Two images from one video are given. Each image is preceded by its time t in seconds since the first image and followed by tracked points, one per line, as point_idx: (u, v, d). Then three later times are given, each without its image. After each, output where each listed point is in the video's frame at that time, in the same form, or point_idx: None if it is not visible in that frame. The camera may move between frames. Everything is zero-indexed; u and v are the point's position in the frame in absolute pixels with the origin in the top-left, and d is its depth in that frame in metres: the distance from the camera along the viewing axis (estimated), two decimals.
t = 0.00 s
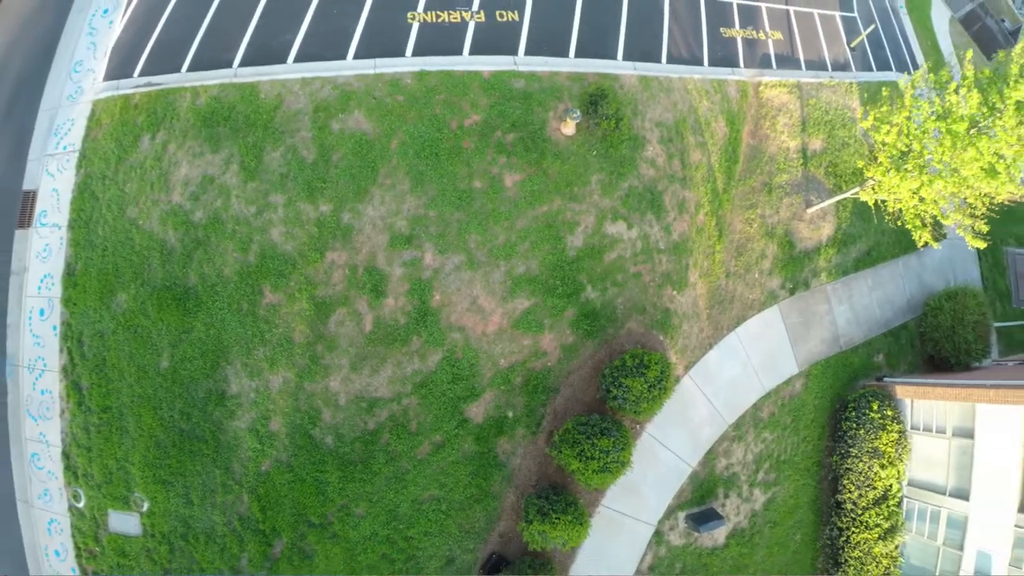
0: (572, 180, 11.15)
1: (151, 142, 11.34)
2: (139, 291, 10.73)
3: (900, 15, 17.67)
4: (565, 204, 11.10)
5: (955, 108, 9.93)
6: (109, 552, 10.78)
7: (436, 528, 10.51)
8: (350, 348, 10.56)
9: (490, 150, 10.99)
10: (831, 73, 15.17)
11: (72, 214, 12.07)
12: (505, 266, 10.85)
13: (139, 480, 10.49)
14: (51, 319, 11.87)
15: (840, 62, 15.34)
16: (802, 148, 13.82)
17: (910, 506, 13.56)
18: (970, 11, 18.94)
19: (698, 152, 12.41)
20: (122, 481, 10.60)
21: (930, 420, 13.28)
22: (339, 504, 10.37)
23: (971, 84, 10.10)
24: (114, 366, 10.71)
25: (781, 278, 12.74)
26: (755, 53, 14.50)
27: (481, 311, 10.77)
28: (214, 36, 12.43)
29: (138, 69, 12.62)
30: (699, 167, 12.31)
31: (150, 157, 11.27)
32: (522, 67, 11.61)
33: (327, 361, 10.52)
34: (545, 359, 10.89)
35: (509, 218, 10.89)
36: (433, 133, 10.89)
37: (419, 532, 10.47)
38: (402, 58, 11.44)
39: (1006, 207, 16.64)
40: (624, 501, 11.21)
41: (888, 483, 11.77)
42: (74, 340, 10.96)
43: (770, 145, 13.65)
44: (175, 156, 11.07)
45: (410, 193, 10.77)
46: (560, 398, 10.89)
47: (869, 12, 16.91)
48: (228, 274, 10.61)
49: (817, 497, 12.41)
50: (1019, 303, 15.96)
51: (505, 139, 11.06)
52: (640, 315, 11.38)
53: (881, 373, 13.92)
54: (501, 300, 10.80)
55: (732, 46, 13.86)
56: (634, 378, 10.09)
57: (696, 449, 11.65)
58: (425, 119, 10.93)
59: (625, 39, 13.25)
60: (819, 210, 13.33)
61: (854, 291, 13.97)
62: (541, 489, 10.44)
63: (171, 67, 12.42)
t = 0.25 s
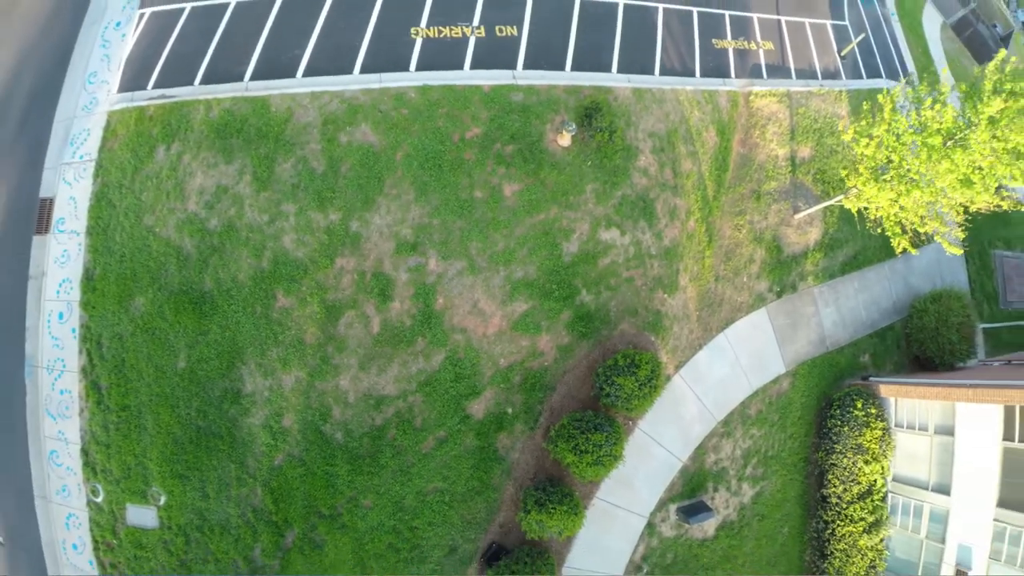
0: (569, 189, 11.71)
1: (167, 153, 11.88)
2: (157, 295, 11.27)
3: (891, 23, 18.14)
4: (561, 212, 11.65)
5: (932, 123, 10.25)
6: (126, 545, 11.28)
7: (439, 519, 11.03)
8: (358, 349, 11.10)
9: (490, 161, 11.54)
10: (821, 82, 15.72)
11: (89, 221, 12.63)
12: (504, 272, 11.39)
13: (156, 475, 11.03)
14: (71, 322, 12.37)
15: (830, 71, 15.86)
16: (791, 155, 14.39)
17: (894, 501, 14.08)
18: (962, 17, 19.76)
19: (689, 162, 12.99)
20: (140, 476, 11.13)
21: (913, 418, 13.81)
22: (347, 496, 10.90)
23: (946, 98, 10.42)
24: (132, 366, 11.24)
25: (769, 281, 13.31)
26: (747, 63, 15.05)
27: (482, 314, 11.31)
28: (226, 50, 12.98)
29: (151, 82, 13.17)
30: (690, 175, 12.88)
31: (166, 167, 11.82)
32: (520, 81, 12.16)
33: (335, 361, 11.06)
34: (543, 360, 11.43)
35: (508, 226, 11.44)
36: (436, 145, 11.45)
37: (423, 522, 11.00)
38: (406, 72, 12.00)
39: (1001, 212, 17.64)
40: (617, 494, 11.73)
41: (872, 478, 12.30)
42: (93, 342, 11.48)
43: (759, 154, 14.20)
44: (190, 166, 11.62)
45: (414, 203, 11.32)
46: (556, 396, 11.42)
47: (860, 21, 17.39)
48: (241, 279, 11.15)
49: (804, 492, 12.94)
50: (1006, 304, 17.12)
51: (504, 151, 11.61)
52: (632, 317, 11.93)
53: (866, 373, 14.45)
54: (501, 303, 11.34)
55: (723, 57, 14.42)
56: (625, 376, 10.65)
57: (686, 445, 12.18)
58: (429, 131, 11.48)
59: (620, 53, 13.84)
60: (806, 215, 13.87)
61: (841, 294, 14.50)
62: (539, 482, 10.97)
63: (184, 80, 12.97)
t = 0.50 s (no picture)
0: (565, 198, 12.29)
1: (180, 163, 12.43)
2: (173, 299, 11.84)
3: (882, 32, 18.88)
4: (557, 220, 12.23)
5: (907, 139, 10.59)
6: (143, 537, 11.84)
7: (442, 510, 11.58)
8: (365, 350, 11.66)
9: (490, 172, 12.12)
10: (811, 90, 16.27)
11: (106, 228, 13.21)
12: (503, 276, 11.96)
13: (173, 469, 11.60)
14: (88, 324, 12.89)
15: (820, 80, 16.45)
16: (780, 163, 14.95)
17: (879, 496, 14.62)
18: (954, 24, 19.92)
19: (680, 170, 13.58)
20: (157, 471, 11.69)
21: (897, 416, 14.36)
22: (354, 489, 11.44)
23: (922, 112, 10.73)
24: (149, 366, 11.80)
25: (757, 284, 13.88)
26: (738, 73, 15.65)
27: (483, 316, 11.87)
28: (237, 64, 13.54)
29: (164, 94, 13.73)
30: (681, 184, 13.47)
31: (180, 177, 12.38)
32: (519, 94, 12.73)
33: (343, 362, 11.63)
34: (540, 360, 12.00)
35: (507, 233, 12.01)
36: (439, 156, 12.04)
37: (427, 514, 11.55)
38: (411, 86, 12.58)
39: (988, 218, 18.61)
40: (611, 488, 12.29)
41: (856, 473, 12.85)
42: (111, 343, 12.04)
43: (749, 162, 14.78)
44: (204, 176, 12.19)
45: (418, 211, 11.89)
46: (553, 394, 11.97)
47: (851, 30, 18.08)
48: (253, 283, 11.71)
49: (792, 487, 13.49)
50: (993, 306, 18.04)
51: (503, 161, 12.19)
52: (625, 319, 12.49)
53: (852, 373, 15.00)
54: (500, 306, 11.91)
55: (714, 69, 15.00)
56: (617, 375, 11.23)
57: (677, 441, 12.75)
58: (432, 143, 12.06)
59: (615, 65, 14.43)
60: (794, 221, 14.43)
61: (828, 296, 15.05)
62: (536, 475, 11.51)
63: (197, 92, 13.54)
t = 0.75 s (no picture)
0: (561, 205, 12.84)
1: (192, 171, 12.94)
2: (186, 302, 12.36)
3: (875, 39, 19.21)
4: (554, 226, 12.77)
5: (889, 149, 10.94)
6: (157, 530, 12.35)
7: (444, 503, 12.08)
8: (371, 350, 12.19)
9: (490, 180, 12.67)
10: (803, 98, 16.72)
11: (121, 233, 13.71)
12: (502, 280, 12.50)
13: (186, 465, 12.13)
14: (104, 326, 13.46)
15: (811, 87, 16.92)
16: (770, 169, 15.49)
17: (866, 492, 15.12)
18: (946, 29, 20.56)
19: (673, 178, 14.13)
20: (171, 467, 12.22)
21: (883, 414, 14.86)
22: (360, 483, 11.96)
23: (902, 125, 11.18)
24: (164, 367, 12.32)
25: (747, 287, 14.42)
26: (730, 82, 16.18)
27: (483, 318, 12.40)
28: (245, 75, 14.03)
29: (176, 104, 14.25)
30: (673, 191, 14.02)
31: (192, 185, 12.90)
32: (517, 105, 13.24)
33: (349, 362, 12.16)
34: (538, 360, 12.52)
35: (506, 238, 12.56)
36: (441, 166, 12.58)
37: (429, 507, 12.05)
38: (414, 98, 13.13)
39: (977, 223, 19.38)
40: (606, 482, 12.87)
41: (843, 469, 13.35)
42: (126, 345, 12.56)
43: (740, 169, 15.31)
44: (215, 184, 12.70)
45: (422, 218, 12.44)
46: (550, 392, 12.48)
47: (844, 37, 18.41)
48: (263, 286, 12.23)
49: (781, 482, 14.00)
50: (982, 308, 18.73)
51: (502, 170, 12.74)
52: (619, 320, 13.02)
53: (840, 373, 15.52)
54: (500, 309, 12.44)
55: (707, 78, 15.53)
56: (611, 374, 11.75)
57: (669, 437, 13.30)
58: (434, 153, 12.61)
59: (611, 75, 14.97)
60: (783, 226, 14.94)
61: (818, 298, 15.55)
62: (534, 469, 12.03)
63: (207, 102, 14.06)
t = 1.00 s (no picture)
0: (558, 214, 13.46)
1: (205, 180, 13.54)
2: (201, 305, 12.97)
3: (866, 47, 20.12)
4: (551, 233, 13.38)
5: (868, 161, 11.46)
6: (172, 524, 12.95)
7: (447, 496, 12.67)
8: (377, 351, 12.78)
9: (490, 189, 13.28)
10: (794, 106, 17.49)
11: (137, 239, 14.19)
12: (502, 285, 13.10)
13: (201, 461, 12.72)
14: (120, 329, 13.85)
15: (803, 95, 17.74)
16: (760, 177, 16.10)
17: (852, 488, 15.67)
18: (938, 35, 21.51)
19: (665, 186, 14.76)
20: (185, 463, 12.82)
21: (867, 413, 15.41)
22: (367, 477, 12.55)
23: (881, 139, 11.70)
24: (179, 367, 12.92)
25: (736, 291, 15.03)
26: (722, 91, 16.84)
27: (484, 321, 13.00)
28: (255, 87, 14.62)
29: (188, 115, 14.83)
30: (666, 198, 14.65)
31: (205, 194, 13.50)
32: (516, 117, 13.89)
33: (356, 362, 12.76)
34: (536, 361, 13.11)
35: (505, 245, 13.17)
36: (443, 176, 13.20)
37: (432, 500, 12.64)
38: (417, 111, 13.75)
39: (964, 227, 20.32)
40: (600, 477, 13.47)
41: (828, 465, 13.93)
42: (142, 346, 13.15)
43: (730, 176, 15.91)
44: (228, 194, 13.31)
45: (425, 226, 13.05)
46: (547, 390, 13.09)
47: (835, 46, 19.29)
48: (275, 291, 12.83)
49: (770, 478, 14.61)
50: (969, 309, 19.63)
51: (502, 180, 13.35)
52: (613, 323, 13.62)
53: (828, 373, 16.11)
54: (499, 312, 13.04)
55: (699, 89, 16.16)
56: (605, 373, 12.36)
57: (661, 434, 13.91)
58: (436, 164, 13.22)
59: (606, 87, 15.60)
60: (772, 232, 15.53)
61: (806, 301, 16.13)
62: (531, 464, 12.63)
63: (218, 114, 14.67)
